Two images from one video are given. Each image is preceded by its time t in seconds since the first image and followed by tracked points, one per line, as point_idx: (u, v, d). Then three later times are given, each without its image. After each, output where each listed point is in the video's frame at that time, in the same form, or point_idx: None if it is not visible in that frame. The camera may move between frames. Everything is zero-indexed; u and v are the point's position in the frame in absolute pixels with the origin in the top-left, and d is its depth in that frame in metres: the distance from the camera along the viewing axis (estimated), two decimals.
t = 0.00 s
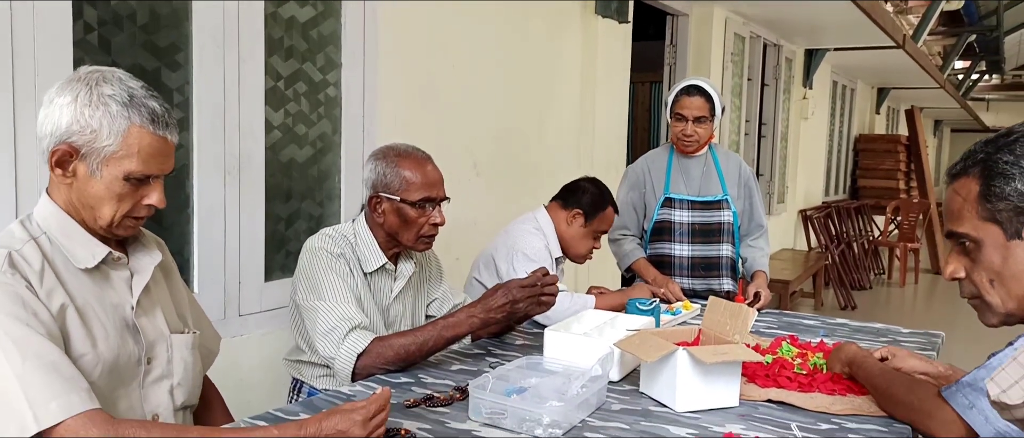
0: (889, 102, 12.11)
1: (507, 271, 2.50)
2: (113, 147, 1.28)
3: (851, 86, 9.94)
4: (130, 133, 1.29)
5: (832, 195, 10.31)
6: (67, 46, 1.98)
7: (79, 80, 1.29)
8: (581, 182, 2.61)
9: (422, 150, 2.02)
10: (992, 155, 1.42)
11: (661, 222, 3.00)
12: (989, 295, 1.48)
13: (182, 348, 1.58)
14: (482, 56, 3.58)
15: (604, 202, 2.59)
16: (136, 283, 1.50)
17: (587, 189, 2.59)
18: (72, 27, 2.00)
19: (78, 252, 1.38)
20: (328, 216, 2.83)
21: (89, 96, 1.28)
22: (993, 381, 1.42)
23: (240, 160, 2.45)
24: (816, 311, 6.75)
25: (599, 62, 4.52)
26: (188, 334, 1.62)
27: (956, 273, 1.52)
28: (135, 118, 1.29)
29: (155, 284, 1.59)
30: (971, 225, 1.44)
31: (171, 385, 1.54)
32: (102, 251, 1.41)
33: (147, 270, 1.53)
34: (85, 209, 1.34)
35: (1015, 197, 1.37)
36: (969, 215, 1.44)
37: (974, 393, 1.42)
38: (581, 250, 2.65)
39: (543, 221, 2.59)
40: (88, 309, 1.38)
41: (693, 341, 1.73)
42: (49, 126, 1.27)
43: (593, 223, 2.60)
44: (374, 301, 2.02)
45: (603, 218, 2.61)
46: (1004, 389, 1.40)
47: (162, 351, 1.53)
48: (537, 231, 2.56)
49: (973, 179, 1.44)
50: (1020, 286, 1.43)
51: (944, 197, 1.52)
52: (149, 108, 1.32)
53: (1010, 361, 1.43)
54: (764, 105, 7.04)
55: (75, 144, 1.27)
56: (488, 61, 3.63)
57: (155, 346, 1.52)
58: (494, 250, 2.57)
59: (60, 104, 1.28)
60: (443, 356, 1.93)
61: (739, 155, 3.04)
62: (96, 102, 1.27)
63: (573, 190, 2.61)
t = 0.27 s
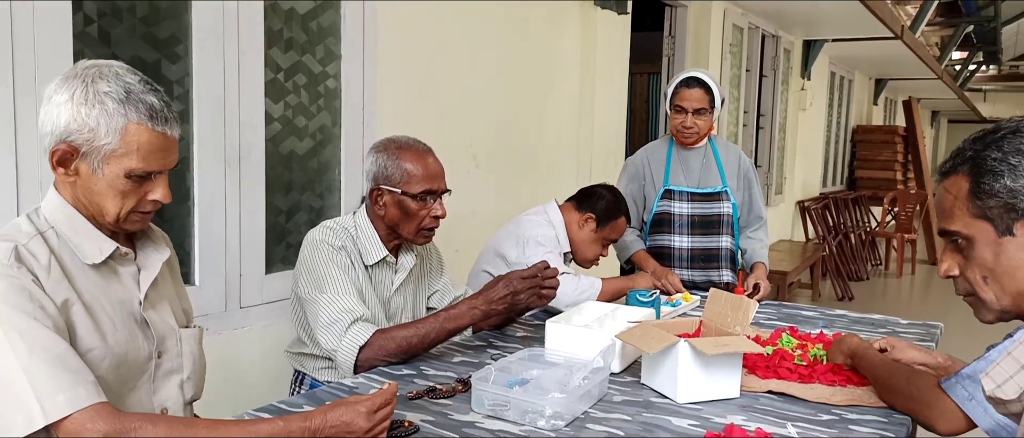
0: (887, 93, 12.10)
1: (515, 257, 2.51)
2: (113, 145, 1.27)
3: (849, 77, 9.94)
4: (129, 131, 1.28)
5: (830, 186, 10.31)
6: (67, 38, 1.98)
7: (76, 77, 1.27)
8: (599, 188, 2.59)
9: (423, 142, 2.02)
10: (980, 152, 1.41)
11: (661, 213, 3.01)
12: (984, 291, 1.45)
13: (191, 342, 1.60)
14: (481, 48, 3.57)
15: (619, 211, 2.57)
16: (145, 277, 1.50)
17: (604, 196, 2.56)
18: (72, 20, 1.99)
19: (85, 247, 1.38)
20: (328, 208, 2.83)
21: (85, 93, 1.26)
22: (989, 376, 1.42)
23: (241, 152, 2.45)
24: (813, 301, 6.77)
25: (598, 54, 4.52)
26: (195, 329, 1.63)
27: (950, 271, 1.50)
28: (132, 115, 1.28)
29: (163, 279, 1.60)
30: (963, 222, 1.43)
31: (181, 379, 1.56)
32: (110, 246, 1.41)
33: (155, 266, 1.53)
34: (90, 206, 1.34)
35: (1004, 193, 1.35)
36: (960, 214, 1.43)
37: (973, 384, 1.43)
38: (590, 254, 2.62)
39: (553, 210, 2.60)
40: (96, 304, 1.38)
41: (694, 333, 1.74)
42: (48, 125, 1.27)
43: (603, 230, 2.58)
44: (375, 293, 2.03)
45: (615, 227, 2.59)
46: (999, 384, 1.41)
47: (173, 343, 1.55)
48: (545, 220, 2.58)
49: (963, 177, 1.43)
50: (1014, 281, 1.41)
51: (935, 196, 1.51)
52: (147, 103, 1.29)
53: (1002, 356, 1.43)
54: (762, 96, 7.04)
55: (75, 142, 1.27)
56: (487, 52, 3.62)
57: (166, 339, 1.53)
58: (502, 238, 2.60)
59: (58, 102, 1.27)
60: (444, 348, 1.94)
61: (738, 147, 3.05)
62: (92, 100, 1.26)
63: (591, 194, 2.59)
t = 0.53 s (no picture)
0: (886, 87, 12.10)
1: (522, 245, 2.52)
2: (120, 144, 1.27)
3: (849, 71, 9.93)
4: (136, 131, 1.28)
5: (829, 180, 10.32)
6: (71, 33, 1.98)
7: (84, 75, 1.28)
8: (610, 193, 2.61)
9: (426, 137, 2.02)
10: (971, 151, 1.39)
11: (662, 208, 3.01)
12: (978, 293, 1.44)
13: (196, 335, 1.61)
14: (482, 43, 3.57)
15: (629, 218, 2.59)
16: (150, 274, 1.51)
17: (615, 201, 2.59)
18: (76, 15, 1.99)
19: (91, 244, 1.38)
20: (330, 203, 2.84)
21: (93, 92, 1.26)
22: (983, 377, 1.43)
23: (244, 146, 2.45)
24: (812, 295, 6.79)
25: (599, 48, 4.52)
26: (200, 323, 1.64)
27: (944, 272, 1.48)
28: (140, 116, 1.28)
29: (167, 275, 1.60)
30: (955, 223, 1.41)
31: (187, 373, 1.57)
32: (115, 243, 1.41)
33: (160, 263, 1.54)
34: (96, 203, 1.34)
35: (996, 194, 1.34)
36: (952, 214, 1.41)
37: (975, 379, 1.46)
38: (597, 256, 2.63)
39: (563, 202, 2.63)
40: (102, 301, 1.38)
41: (696, 327, 1.75)
42: (55, 123, 1.27)
43: (612, 234, 2.60)
44: (379, 287, 2.03)
45: (623, 232, 2.61)
46: (993, 385, 1.42)
47: (179, 337, 1.56)
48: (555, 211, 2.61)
49: (954, 177, 1.41)
50: (1008, 282, 1.39)
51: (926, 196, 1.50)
52: (155, 104, 1.30)
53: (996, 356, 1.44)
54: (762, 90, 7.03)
55: (82, 141, 1.27)
56: (489, 47, 3.62)
57: (171, 333, 1.54)
58: (509, 228, 2.61)
59: (65, 100, 1.27)
60: (448, 342, 1.95)
61: (739, 141, 3.05)
62: (100, 99, 1.26)
63: (602, 198, 2.61)
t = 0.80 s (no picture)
0: (884, 87, 12.12)
1: (524, 244, 2.52)
2: (117, 147, 1.27)
3: (847, 70, 9.94)
4: (133, 133, 1.28)
5: (827, 180, 10.33)
6: (73, 35, 1.98)
7: (81, 78, 1.28)
8: (612, 197, 2.62)
9: (427, 139, 2.02)
10: (963, 158, 1.39)
11: (662, 209, 3.02)
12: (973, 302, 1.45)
13: (196, 339, 1.59)
14: (482, 45, 3.58)
15: (630, 222, 2.60)
16: (150, 277, 1.50)
17: (617, 206, 2.59)
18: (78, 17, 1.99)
19: (90, 247, 1.38)
20: (331, 204, 2.84)
21: (89, 95, 1.26)
22: (980, 387, 1.43)
23: (245, 148, 2.45)
24: (811, 295, 6.79)
25: (599, 49, 4.52)
26: (200, 326, 1.63)
27: (938, 279, 1.49)
28: (136, 118, 1.28)
29: (168, 278, 1.59)
30: (949, 230, 1.42)
31: (187, 376, 1.56)
32: (115, 246, 1.41)
33: (160, 265, 1.53)
34: (95, 206, 1.34)
35: (990, 202, 1.34)
36: (945, 222, 1.42)
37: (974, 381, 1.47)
38: (598, 259, 2.64)
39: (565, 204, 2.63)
40: (102, 304, 1.38)
41: (698, 329, 1.75)
42: (52, 126, 1.27)
43: (613, 238, 2.61)
44: (381, 289, 2.03)
45: (624, 236, 2.62)
46: (992, 396, 1.41)
47: (177, 342, 1.54)
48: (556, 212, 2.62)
49: (945, 184, 1.41)
50: (1002, 291, 1.40)
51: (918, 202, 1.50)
52: (151, 106, 1.29)
53: (994, 365, 1.44)
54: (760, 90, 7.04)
55: (79, 144, 1.27)
56: (488, 47, 3.62)
57: (169, 337, 1.52)
58: (511, 228, 2.62)
59: (62, 103, 1.27)
60: (450, 345, 1.95)
61: (739, 142, 3.06)
62: (96, 102, 1.26)
63: (604, 202, 2.61)
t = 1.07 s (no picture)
0: (882, 86, 12.12)
1: (525, 245, 2.52)
2: (116, 148, 1.27)
3: (846, 70, 9.95)
4: (131, 134, 1.28)
5: (826, 179, 10.33)
6: (74, 36, 1.97)
7: (80, 78, 1.28)
8: (615, 199, 2.62)
9: (429, 140, 2.02)
10: (964, 163, 1.39)
11: (663, 209, 3.02)
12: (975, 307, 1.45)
13: (197, 340, 1.57)
14: (482, 45, 3.58)
15: (632, 225, 2.60)
16: (151, 278, 1.49)
17: (620, 208, 2.59)
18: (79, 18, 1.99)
19: (92, 249, 1.37)
20: (332, 205, 2.84)
21: (88, 96, 1.26)
22: (984, 394, 1.42)
23: (246, 149, 2.45)
24: (810, 295, 6.79)
25: (599, 49, 4.53)
26: (202, 327, 1.61)
27: (939, 283, 1.49)
28: (135, 119, 1.27)
29: (171, 279, 1.58)
30: (950, 236, 1.42)
31: (187, 378, 1.55)
32: (115, 248, 1.40)
33: (160, 266, 1.51)
34: (94, 207, 1.34)
35: (992, 207, 1.34)
36: (946, 227, 1.42)
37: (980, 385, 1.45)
38: (600, 261, 2.63)
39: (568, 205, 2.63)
40: (104, 306, 1.38)
41: (700, 330, 1.75)
42: (51, 127, 1.27)
43: (615, 240, 2.60)
44: (383, 290, 2.03)
45: (626, 239, 2.61)
46: (996, 403, 1.40)
47: (178, 344, 1.53)
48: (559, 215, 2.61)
49: (946, 189, 1.41)
50: (1004, 298, 1.40)
51: (918, 206, 1.50)
52: (150, 107, 1.29)
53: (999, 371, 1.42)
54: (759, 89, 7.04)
55: (78, 145, 1.27)
56: (488, 47, 3.62)
57: (170, 340, 1.51)
58: (513, 228, 2.62)
59: (61, 104, 1.27)
60: (452, 345, 1.95)
61: (740, 142, 3.06)
62: (95, 103, 1.26)
63: (607, 204, 2.61)
